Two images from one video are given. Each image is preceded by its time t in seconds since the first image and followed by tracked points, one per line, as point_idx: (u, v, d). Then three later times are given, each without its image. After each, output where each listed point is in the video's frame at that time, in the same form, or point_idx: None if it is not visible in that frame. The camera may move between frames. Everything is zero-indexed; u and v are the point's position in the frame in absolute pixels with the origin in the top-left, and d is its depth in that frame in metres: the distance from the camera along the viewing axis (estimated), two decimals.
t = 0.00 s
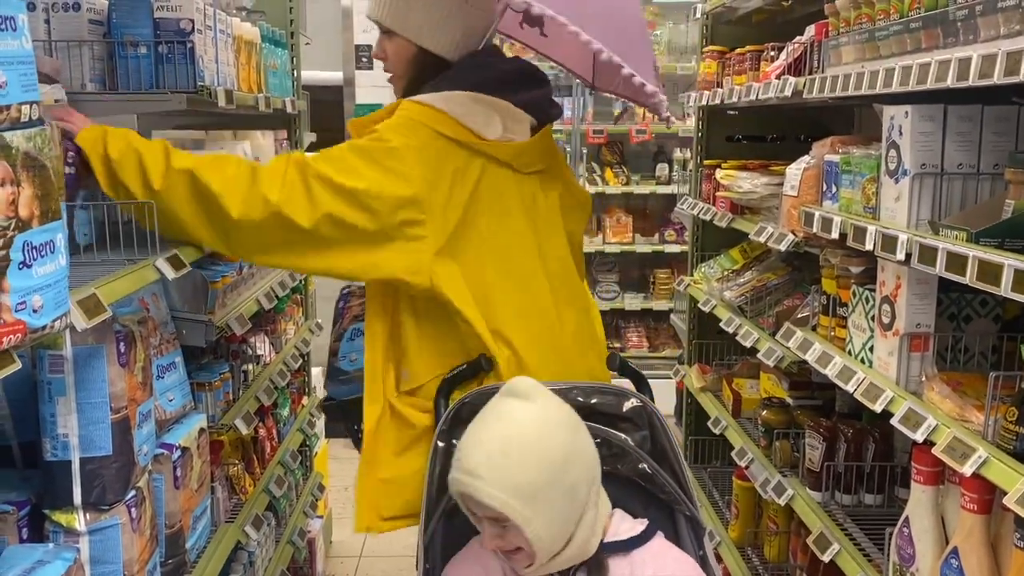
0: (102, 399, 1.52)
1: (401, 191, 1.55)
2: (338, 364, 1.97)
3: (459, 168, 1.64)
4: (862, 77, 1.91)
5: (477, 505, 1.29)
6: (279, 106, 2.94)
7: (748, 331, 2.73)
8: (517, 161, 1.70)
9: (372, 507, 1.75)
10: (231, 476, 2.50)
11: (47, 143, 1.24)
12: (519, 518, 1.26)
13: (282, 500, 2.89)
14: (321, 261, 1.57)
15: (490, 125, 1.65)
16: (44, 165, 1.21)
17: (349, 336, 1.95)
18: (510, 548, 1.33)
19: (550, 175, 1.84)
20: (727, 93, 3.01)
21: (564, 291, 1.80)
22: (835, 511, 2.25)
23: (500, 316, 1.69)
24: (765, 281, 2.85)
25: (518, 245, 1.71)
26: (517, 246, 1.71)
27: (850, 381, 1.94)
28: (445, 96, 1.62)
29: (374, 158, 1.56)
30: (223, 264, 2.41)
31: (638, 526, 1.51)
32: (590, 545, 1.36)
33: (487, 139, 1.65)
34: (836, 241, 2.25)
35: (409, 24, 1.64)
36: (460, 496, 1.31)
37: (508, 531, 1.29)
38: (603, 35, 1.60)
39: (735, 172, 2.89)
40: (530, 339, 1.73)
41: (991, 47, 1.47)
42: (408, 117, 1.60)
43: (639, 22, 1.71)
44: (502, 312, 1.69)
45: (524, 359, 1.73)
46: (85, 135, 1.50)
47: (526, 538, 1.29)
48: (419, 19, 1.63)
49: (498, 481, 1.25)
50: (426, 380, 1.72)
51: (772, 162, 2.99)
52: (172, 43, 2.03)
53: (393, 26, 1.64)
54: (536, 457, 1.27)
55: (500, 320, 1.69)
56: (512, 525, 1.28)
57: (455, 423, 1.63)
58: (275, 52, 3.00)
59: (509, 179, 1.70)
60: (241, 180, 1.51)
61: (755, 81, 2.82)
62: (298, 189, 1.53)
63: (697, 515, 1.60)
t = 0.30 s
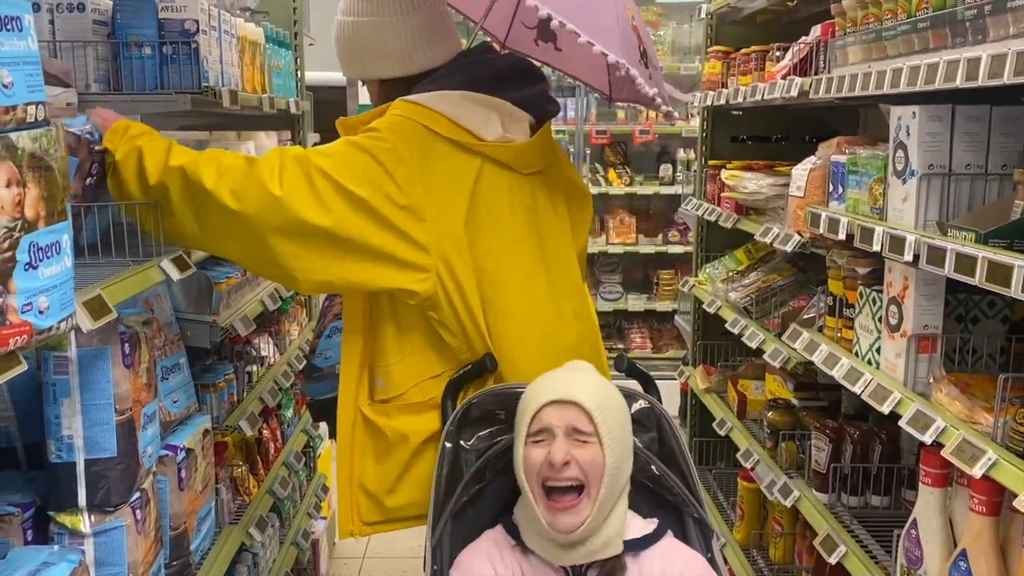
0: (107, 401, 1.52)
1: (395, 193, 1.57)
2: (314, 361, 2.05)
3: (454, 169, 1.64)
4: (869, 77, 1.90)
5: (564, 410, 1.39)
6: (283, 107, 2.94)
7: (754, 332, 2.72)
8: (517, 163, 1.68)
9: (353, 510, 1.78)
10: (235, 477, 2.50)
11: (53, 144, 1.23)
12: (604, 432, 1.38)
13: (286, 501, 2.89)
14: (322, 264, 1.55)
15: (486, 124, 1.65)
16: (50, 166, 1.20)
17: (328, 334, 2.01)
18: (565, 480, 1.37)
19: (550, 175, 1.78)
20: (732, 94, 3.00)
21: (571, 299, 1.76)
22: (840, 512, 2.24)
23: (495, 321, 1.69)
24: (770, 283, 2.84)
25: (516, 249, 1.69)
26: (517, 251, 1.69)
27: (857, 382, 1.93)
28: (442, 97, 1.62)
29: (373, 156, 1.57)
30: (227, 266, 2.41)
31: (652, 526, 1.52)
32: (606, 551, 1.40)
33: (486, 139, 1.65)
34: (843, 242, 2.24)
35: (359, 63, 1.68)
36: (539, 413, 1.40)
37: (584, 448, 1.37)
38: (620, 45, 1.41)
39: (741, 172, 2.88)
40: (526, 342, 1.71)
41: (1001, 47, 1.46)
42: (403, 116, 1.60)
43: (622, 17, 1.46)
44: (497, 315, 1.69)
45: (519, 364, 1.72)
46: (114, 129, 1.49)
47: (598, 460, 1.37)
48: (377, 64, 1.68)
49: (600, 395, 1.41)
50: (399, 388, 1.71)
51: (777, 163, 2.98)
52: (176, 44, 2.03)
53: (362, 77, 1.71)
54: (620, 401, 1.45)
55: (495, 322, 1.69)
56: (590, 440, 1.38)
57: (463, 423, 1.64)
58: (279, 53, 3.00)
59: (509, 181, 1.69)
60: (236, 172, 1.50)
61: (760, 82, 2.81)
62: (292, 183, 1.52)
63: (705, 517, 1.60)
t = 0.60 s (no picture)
0: (107, 402, 1.52)
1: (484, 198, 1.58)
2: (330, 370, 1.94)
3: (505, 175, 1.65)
4: (869, 78, 1.90)
5: (594, 393, 1.43)
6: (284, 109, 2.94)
7: (754, 333, 2.72)
8: (550, 167, 1.71)
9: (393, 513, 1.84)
10: (235, 479, 2.50)
11: (53, 146, 1.23)
12: (630, 416, 1.41)
13: (286, 503, 2.88)
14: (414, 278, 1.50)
15: (522, 128, 1.66)
16: (51, 167, 1.20)
17: (345, 345, 1.94)
18: (592, 461, 1.38)
19: (571, 179, 1.81)
20: (732, 95, 3.00)
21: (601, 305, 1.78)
22: (841, 514, 2.24)
23: (531, 333, 1.69)
24: (771, 284, 2.84)
25: (556, 256, 1.71)
26: (557, 257, 1.71)
27: (858, 383, 1.93)
28: (475, 103, 1.63)
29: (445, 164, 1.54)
30: (228, 267, 2.41)
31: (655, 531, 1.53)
32: (619, 547, 1.42)
33: (522, 143, 1.66)
34: (843, 243, 2.24)
35: (371, 84, 1.72)
36: (565, 395, 1.43)
37: (612, 428, 1.39)
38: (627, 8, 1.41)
39: (741, 174, 2.88)
40: (559, 353, 1.70)
41: (1001, 48, 1.46)
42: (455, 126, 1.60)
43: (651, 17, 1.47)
44: (530, 332, 1.69)
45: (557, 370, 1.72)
46: (313, 109, 1.45)
47: (625, 442, 1.39)
48: (395, 84, 1.70)
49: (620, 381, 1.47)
50: (427, 401, 1.73)
51: (776, 164, 2.98)
52: (177, 45, 2.04)
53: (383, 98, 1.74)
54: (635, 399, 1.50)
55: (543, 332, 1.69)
56: (617, 423, 1.41)
57: (464, 424, 1.65)
58: (279, 54, 3.00)
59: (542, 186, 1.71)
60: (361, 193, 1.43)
61: (760, 83, 2.81)
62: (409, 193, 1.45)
63: (705, 518, 1.61)
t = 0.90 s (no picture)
0: (106, 405, 1.52)
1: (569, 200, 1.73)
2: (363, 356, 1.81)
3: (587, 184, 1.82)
4: (865, 82, 1.91)
5: (589, 399, 1.43)
6: (282, 112, 2.95)
7: (752, 336, 2.73)
8: (621, 180, 1.90)
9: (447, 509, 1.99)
10: (234, 481, 2.50)
11: (52, 150, 1.24)
12: (626, 421, 1.41)
13: (285, 506, 2.89)
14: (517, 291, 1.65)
15: (603, 144, 1.83)
16: (50, 172, 1.21)
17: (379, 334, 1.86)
18: (587, 467, 1.38)
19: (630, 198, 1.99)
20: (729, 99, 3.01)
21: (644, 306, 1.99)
22: (838, 517, 2.24)
23: (599, 326, 1.87)
24: (768, 287, 2.84)
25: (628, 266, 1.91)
26: (618, 260, 1.90)
27: (854, 386, 1.93)
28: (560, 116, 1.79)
29: (538, 175, 1.69)
30: (226, 270, 2.42)
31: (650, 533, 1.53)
32: (618, 550, 1.42)
33: (602, 155, 1.82)
34: (839, 246, 2.25)
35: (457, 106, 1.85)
36: (561, 402, 1.43)
37: (608, 434, 1.39)
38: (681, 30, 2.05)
39: (738, 177, 2.89)
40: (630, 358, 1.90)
41: (995, 52, 1.47)
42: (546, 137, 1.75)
43: None
44: (599, 331, 1.86)
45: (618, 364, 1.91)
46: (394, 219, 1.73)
47: (620, 448, 1.39)
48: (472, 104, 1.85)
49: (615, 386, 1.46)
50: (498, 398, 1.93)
51: (773, 167, 2.99)
52: (175, 49, 2.06)
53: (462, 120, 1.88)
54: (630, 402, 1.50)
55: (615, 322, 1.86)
56: (612, 428, 1.41)
57: (462, 426, 1.67)
58: (277, 58, 3.01)
59: (615, 198, 1.89)
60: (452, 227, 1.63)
61: (757, 86, 2.82)
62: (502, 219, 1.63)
63: (702, 521, 1.61)
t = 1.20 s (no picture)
0: (103, 409, 1.52)
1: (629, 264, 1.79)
2: (370, 327, 1.87)
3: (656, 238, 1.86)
4: (861, 86, 1.91)
5: (582, 406, 1.42)
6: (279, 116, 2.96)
7: (749, 339, 2.73)
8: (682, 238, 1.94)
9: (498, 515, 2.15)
10: (231, 485, 2.50)
11: (49, 155, 1.24)
12: (621, 429, 1.41)
13: (282, 510, 2.89)
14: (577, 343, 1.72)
15: (675, 204, 1.87)
16: (47, 177, 1.21)
17: (390, 308, 1.92)
18: (583, 477, 1.39)
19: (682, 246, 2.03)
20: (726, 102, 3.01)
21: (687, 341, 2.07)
22: (835, 520, 2.25)
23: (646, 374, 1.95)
24: (764, 290, 2.85)
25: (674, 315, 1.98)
26: (674, 309, 1.97)
27: (851, 390, 1.94)
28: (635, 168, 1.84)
29: (606, 234, 1.75)
30: (223, 274, 2.42)
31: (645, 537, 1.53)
32: (615, 555, 1.43)
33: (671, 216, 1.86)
34: (836, 250, 2.26)
35: (548, 123, 1.87)
36: (554, 412, 1.42)
37: (603, 443, 1.39)
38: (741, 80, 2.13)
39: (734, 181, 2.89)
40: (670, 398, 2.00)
41: (989, 57, 1.48)
42: (616, 189, 1.80)
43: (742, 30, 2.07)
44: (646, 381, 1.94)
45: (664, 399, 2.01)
46: (462, 267, 1.82)
47: (615, 456, 1.40)
48: (556, 116, 1.87)
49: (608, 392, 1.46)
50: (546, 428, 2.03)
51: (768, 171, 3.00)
52: (173, 54, 2.07)
53: (536, 132, 1.88)
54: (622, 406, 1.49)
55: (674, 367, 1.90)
56: (607, 437, 1.41)
57: (459, 431, 1.67)
58: (275, 62, 3.01)
59: (674, 253, 1.95)
60: (518, 292, 1.71)
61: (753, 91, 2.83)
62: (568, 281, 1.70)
63: (699, 524, 1.61)
